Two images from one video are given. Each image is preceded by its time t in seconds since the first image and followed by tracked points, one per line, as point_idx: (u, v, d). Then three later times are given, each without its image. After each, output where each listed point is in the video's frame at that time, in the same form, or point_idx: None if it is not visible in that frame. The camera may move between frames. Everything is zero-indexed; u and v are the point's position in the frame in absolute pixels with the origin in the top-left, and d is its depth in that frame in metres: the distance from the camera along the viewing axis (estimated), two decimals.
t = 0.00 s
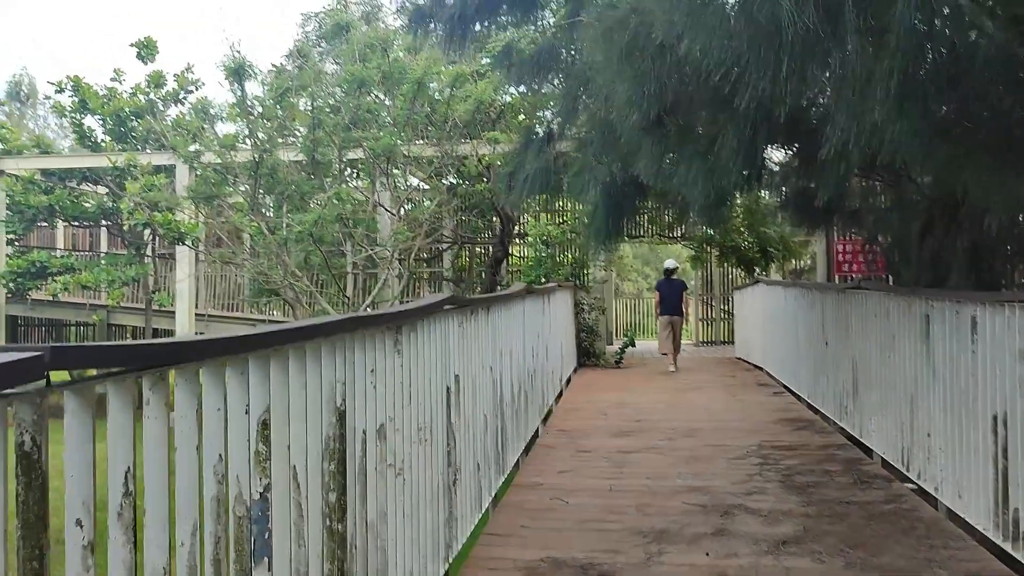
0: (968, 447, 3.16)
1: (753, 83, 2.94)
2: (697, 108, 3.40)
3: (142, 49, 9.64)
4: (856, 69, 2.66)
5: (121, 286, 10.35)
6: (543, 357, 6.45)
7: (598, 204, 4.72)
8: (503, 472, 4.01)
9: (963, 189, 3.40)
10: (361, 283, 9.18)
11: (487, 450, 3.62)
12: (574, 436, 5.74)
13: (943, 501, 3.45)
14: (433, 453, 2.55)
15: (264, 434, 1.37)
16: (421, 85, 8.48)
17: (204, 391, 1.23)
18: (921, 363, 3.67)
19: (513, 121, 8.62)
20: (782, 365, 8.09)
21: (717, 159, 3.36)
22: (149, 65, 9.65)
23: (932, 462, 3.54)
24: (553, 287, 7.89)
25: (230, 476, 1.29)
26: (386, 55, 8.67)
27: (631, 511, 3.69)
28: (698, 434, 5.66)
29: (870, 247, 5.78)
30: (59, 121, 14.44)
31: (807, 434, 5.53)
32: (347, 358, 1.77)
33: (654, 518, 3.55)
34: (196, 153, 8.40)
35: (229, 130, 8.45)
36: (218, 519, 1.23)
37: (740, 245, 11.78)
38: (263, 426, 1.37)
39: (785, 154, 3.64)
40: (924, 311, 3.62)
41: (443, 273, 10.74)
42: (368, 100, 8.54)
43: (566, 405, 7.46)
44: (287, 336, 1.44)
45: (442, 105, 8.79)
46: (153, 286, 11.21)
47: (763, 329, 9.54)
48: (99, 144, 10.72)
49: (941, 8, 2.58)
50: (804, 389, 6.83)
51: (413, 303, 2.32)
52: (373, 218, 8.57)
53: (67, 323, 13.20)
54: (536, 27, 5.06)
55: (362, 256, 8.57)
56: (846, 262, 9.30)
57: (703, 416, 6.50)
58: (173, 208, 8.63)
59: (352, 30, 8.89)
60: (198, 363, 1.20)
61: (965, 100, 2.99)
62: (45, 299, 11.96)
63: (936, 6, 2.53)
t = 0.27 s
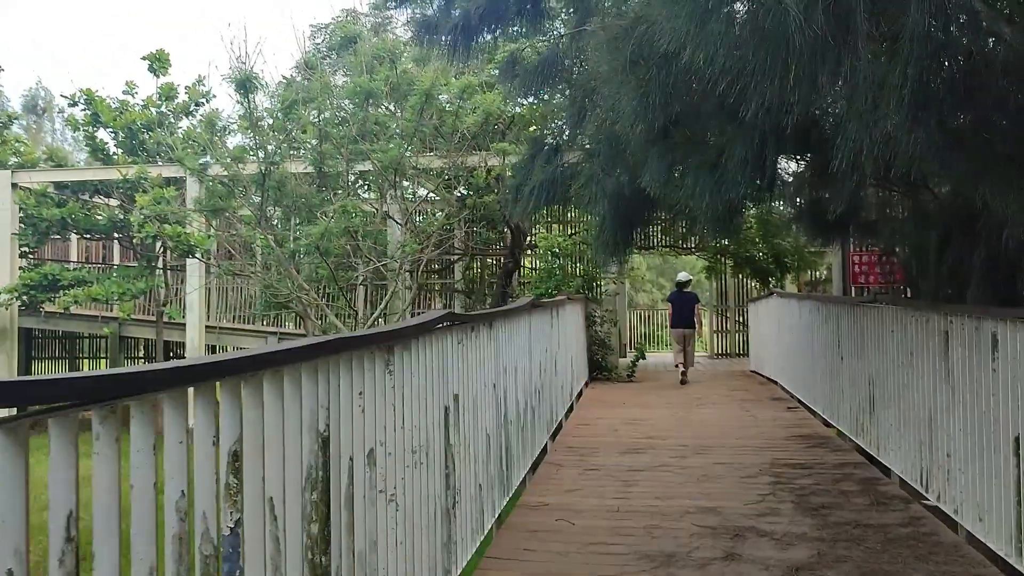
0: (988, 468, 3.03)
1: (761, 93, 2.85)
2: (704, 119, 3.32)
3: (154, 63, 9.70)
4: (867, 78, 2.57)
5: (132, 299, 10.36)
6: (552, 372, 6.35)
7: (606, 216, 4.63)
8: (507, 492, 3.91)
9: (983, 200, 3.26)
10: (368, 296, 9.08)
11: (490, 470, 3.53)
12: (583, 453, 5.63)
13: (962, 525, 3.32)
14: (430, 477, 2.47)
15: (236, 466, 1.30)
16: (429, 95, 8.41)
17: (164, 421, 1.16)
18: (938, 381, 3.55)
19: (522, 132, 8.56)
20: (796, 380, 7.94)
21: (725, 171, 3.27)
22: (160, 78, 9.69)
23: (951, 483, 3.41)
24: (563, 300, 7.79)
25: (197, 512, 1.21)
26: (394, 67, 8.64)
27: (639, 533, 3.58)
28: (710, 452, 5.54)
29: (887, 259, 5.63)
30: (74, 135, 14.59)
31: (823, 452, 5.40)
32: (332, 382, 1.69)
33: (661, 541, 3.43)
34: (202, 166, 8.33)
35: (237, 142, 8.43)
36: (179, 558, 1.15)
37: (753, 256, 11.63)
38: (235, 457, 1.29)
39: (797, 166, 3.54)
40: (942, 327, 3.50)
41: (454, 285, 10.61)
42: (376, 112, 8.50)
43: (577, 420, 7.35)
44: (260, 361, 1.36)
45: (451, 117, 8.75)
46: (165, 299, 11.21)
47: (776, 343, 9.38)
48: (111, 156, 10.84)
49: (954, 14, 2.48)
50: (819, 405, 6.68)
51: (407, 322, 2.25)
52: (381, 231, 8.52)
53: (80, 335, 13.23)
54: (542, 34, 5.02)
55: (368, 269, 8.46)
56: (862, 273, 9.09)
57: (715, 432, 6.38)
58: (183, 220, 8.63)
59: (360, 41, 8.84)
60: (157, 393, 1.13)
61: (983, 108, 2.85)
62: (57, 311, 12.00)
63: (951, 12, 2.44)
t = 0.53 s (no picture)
0: (1004, 479, 2.94)
1: (768, 95, 2.79)
2: (709, 123, 3.25)
3: (164, 72, 9.72)
4: (877, 79, 2.50)
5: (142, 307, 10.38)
6: (559, 380, 6.28)
7: (613, 221, 4.56)
8: (511, 503, 3.84)
9: (997, 203, 3.18)
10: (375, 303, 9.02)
11: (494, 481, 3.47)
12: (590, 463, 5.56)
13: (979, 538, 3.21)
14: (427, 490, 2.41)
15: (213, 483, 1.24)
16: (435, 101, 8.36)
17: (135, 436, 1.10)
18: (954, 389, 3.46)
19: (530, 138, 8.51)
20: (808, 387, 7.82)
21: (732, 175, 3.20)
22: (169, 87, 9.72)
23: (967, 495, 3.31)
24: (571, 306, 7.72)
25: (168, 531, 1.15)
26: (401, 73, 8.61)
27: (646, 545, 3.50)
28: (720, 461, 5.44)
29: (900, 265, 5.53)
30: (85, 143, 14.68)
31: (835, 462, 5.29)
32: (320, 394, 1.64)
33: (669, 555, 3.36)
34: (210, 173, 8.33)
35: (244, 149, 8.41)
36: None
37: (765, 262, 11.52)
38: (212, 473, 1.23)
39: (808, 170, 3.46)
40: (956, 335, 3.42)
41: (464, 292, 10.56)
42: (383, 118, 8.45)
43: (585, 429, 7.27)
44: (239, 373, 1.31)
45: (459, 124, 8.73)
46: (174, 307, 11.21)
47: (788, 350, 9.26)
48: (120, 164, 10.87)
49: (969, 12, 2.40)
50: (831, 413, 6.57)
51: (402, 331, 2.20)
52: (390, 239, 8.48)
53: (90, 344, 13.25)
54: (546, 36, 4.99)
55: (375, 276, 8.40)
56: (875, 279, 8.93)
57: (726, 441, 6.28)
58: (191, 228, 8.64)
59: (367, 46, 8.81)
60: (126, 407, 1.07)
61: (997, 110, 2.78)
62: (67, 320, 12.02)
63: (964, 11, 2.36)
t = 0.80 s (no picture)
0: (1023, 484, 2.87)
1: (779, 95, 2.74)
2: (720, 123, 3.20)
3: (176, 76, 10.09)
4: (890, 77, 2.44)
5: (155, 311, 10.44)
6: (570, 384, 6.23)
7: (624, 223, 4.51)
8: (520, 509, 3.80)
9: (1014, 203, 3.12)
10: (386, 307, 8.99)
11: (503, 486, 3.44)
12: (602, 468, 5.51)
13: (997, 544, 3.14)
14: (434, 496, 2.38)
15: (208, 491, 1.21)
16: (446, 104, 8.32)
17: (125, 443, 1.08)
18: (971, 393, 3.39)
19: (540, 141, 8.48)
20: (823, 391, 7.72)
21: (742, 176, 3.15)
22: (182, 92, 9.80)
23: (985, 501, 3.24)
24: (581, 310, 7.68)
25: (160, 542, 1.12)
26: (411, 76, 8.59)
27: (656, 552, 3.45)
28: (733, 466, 5.38)
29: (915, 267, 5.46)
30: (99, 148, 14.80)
31: (850, 466, 5.22)
32: (321, 400, 1.61)
33: (680, 562, 3.31)
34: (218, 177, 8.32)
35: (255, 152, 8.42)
36: None
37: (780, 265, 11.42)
38: (207, 482, 1.20)
39: (821, 171, 3.40)
40: (973, 337, 3.36)
41: (476, 296, 10.53)
42: (392, 121, 8.42)
43: (597, 433, 7.22)
44: (235, 380, 1.28)
45: (469, 127, 8.72)
46: (186, 311, 11.25)
47: (802, 353, 9.18)
48: (133, 169, 10.97)
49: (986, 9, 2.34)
50: (846, 417, 6.49)
51: (407, 335, 2.17)
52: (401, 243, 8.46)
53: (104, 348, 13.32)
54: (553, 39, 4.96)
55: (384, 281, 8.34)
56: (890, 281, 8.81)
57: (739, 445, 6.21)
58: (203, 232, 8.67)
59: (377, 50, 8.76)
60: (115, 415, 1.04)
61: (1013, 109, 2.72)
62: (81, 324, 12.09)
63: (981, 7, 2.30)
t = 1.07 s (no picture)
0: None
1: (785, 91, 2.71)
2: (727, 121, 3.17)
3: (189, 78, 10.21)
4: (899, 71, 2.40)
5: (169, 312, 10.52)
6: (580, 384, 6.20)
7: (631, 222, 4.47)
8: (528, 510, 3.78)
9: None
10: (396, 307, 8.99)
11: (510, 486, 3.43)
12: (612, 468, 5.48)
13: (1010, 545, 3.10)
14: (439, 497, 2.37)
15: (202, 491, 1.20)
16: (456, 103, 8.30)
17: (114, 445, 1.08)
18: (984, 392, 3.35)
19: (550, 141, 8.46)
20: (835, 392, 7.64)
21: (749, 173, 3.11)
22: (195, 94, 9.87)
23: (999, 501, 3.20)
24: (592, 309, 7.66)
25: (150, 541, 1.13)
26: (421, 76, 8.58)
27: (664, 553, 3.42)
28: (743, 466, 5.33)
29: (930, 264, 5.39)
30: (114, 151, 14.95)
31: (863, 466, 5.16)
32: (321, 399, 1.61)
33: (688, 562, 3.28)
34: (229, 178, 8.36)
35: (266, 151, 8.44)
36: None
37: (793, 264, 11.33)
38: (200, 482, 1.19)
39: (830, 169, 3.36)
40: (986, 336, 3.31)
41: (488, 296, 10.52)
42: (402, 122, 8.41)
43: (608, 433, 7.19)
44: (229, 379, 1.27)
45: (478, 126, 8.71)
46: (199, 312, 11.30)
47: (815, 353, 9.10)
48: (147, 170, 11.05)
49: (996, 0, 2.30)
50: (859, 417, 6.42)
51: (410, 334, 2.17)
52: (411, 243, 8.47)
53: (119, 349, 13.41)
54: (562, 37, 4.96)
55: (394, 281, 8.33)
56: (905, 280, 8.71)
57: (750, 446, 6.16)
58: (215, 233, 8.72)
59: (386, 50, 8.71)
60: (104, 414, 1.03)
61: None
62: (96, 325, 12.18)
63: None
